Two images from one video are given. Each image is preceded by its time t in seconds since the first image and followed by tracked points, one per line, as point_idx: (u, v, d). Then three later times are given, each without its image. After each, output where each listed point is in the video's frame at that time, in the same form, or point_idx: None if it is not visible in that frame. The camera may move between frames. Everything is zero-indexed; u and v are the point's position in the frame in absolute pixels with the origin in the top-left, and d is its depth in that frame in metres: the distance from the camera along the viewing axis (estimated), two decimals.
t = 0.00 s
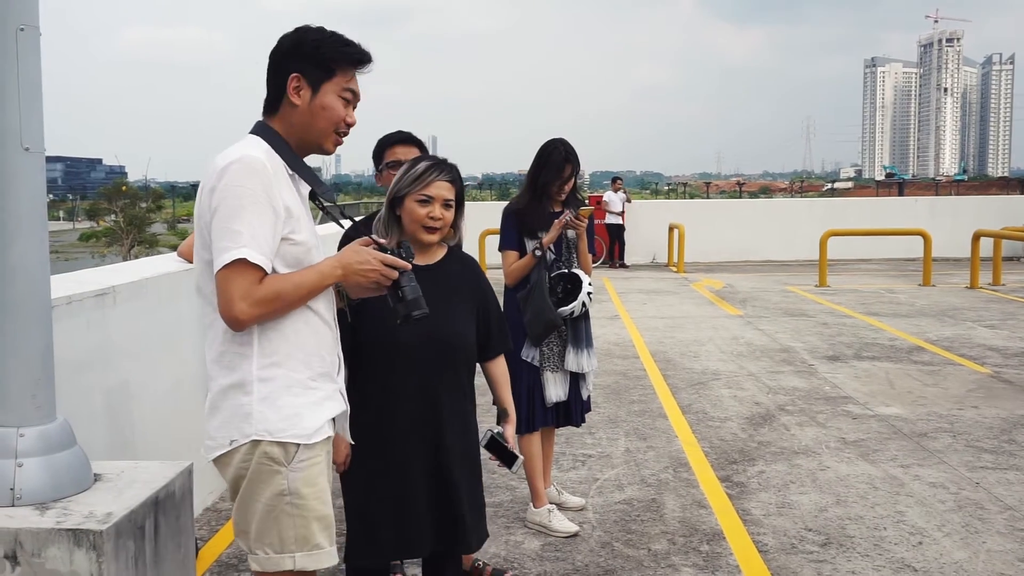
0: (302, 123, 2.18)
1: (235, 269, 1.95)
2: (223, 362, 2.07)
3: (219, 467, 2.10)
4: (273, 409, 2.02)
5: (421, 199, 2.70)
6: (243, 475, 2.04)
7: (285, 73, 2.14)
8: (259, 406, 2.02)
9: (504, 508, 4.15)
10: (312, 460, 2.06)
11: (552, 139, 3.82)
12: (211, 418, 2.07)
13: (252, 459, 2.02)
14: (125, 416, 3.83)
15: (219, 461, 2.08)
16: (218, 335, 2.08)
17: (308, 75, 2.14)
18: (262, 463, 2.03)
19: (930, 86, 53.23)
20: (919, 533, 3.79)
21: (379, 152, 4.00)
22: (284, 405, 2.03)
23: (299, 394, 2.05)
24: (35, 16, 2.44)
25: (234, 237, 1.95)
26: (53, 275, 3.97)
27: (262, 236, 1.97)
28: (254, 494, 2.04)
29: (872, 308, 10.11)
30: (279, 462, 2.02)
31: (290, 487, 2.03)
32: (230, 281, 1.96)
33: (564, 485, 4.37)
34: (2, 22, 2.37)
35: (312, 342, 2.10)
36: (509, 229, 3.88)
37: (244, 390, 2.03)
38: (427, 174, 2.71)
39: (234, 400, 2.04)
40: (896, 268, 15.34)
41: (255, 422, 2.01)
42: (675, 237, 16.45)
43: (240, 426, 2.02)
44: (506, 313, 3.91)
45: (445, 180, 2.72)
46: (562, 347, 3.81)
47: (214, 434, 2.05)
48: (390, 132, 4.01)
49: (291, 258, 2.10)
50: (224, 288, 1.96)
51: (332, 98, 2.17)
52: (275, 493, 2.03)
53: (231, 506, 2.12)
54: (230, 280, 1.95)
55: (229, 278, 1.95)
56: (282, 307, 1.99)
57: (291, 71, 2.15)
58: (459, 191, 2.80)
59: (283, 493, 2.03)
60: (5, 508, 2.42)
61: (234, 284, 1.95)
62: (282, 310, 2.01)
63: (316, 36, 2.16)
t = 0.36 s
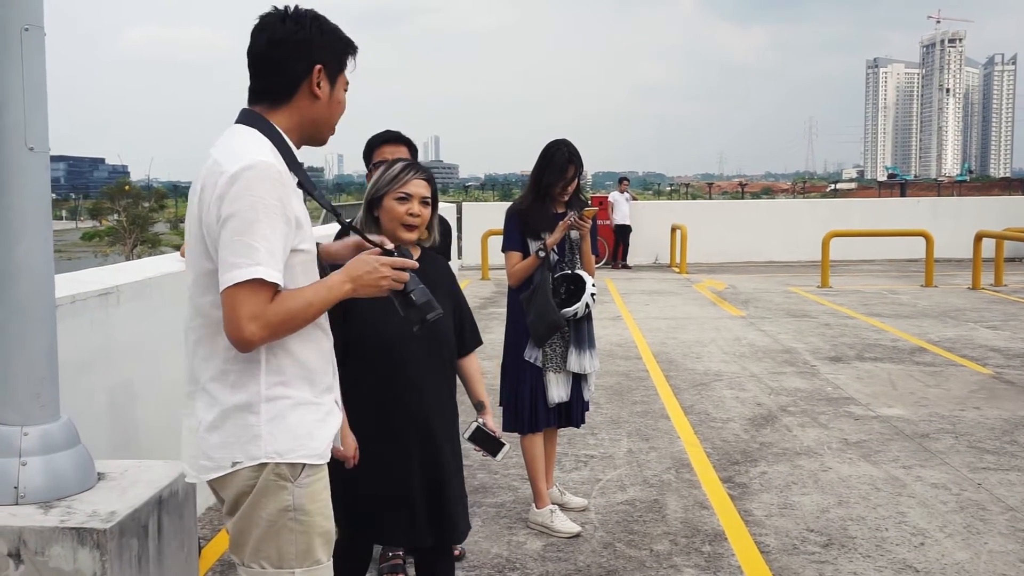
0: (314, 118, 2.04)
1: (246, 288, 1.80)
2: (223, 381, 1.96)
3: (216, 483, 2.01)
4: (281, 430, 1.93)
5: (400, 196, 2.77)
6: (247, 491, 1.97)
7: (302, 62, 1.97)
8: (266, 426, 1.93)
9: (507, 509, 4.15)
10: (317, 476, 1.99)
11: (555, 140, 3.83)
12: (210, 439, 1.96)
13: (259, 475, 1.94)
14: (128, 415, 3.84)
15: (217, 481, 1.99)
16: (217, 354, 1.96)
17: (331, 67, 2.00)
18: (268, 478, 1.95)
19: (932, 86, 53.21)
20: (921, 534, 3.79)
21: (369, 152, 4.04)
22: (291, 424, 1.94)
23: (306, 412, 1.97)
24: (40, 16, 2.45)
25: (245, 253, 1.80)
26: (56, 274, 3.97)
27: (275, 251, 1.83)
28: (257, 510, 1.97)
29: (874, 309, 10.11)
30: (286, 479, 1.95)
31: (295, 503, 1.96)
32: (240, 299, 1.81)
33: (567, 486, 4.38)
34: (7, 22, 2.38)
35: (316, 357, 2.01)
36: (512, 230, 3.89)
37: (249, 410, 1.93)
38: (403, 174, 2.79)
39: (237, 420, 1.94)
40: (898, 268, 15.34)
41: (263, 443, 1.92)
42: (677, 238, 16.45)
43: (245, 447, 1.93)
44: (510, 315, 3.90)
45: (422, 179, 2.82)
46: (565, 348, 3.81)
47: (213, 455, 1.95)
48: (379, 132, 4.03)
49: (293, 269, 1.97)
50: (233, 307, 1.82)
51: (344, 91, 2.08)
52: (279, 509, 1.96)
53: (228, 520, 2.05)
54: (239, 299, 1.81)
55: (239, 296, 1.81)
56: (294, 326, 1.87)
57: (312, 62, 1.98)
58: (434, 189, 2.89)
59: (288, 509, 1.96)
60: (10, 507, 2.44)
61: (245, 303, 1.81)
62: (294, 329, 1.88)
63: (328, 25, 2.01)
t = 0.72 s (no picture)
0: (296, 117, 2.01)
1: (289, 299, 1.80)
2: (236, 392, 1.92)
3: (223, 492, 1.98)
4: (300, 437, 1.94)
5: (366, 204, 2.90)
6: (261, 499, 1.96)
7: (281, 61, 1.92)
8: (286, 435, 1.93)
9: (515, 513, 4.16)
10: (330, 479, 2.01)
11: (563, 144, 3.84)
12: (225, 449, 1.94)
13: (275, 481, 1.94)
14: (138, 418, 3.86)
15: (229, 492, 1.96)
16: (224, 363, 1.92)
17: (311, 64, 1.97)
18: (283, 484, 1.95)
19: (940, 91, 53.12)
20: (929, 539, 3.78)
21: (390, 155, 4.02)
22: (308, 432, 1.95)
23: (319, 417, 1.97)
24: (51, 21, 2.47)
25: (285, 262, 1.80)
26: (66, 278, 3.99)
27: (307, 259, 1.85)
28: (272, 516, 1.96)
29: (881, 313, 10.10)
30: (302, 482, 1.96)
31: (311, 506, 1.97)
32: (281, 311, 1.81)
33: (575, 490, 4.38)
34: (19, 27, 2.40)
35: (323, 359, 2.02)
36: (521, 234, 3.90)
37: (267, 421, 1.92)
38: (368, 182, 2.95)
39: (253, 430, 1.93)
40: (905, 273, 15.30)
41: (283, 452, 1.92)
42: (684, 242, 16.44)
43: (264, 456, 1.92)
44: (517, 319, 3.90)
45: (387, 185, 2.99)
46: (572, 352, 3.83)
47: (230, 465, 1.93)
48: (401, 135, 4.03)
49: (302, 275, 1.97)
50: (275, 319, 1.80)
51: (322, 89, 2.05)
52: (294, 514, 1.97)
53: (236, 530, 2.02)
54: (283, 311, 1.80)
55: (281, 308, 1.80)
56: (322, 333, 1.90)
57: (292, 62, 1.93)
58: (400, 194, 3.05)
59: (303, 512, 1.97)
60: (20, 509, 2.46)
61: (288, 315, 1.81)
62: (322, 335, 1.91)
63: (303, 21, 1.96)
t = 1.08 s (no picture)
0: (288, 137, 2.05)
1: (280, 293, 1.82)
2: (225, 396, 1.94)
3: (234, 506, 1.99)
4: (292, 439, 1.97)
5: (373, 208, 3.00)
6: (277, 511, 1.98)
7: (281, 79, 1.98)
8: (280, 437, 1.96)
9: (537, 516, 4.15)
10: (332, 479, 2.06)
11: (584, 147, 3.84)
12: (219, 453, 1.95)
13: (288, 491, 1.97)
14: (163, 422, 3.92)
15: (234, 499, 1.98)
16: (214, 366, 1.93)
17: (308, 85, 2.03)
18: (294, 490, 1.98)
19: (965, 91, 52.51)
20: (958, 544, 3.73)
21: (432, 157, 4.05)
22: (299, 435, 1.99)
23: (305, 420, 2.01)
24: (76, 30, 2.74)
25: (280, 256, 1.83)
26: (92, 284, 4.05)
27: (303, 254, 1.88)
28: (291, 523, 1.99)
29: (908, 316, 9.99)
30: (311, 485, 2.00)
31: (327, 504, 2.01)
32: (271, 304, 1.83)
33: (598, 493, 4.37)
34: (48, 38, 2.67)
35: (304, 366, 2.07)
36: (543, 237, 3.90)
37: (257, 424, 1.94)
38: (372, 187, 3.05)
39: (245, 435, 1.95)
40: (931, 275, 15.12)
41: (275, 455, 1.95)
42: (706, 244, 16.36)
43: (257, 462, 1.94)
44: (539, 322, 3.90)
45: (391, 188, 3.06)
46: (595, 354, 3.82)
47: (227, 472, 1.95)
48: (443, 141, 4.06)
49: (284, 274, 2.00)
50: (265, 311, 1.82)
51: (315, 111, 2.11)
52: (314, 516, 2.00)
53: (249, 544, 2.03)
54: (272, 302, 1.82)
55: (271, 301, 1.82)
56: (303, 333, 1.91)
57: (291, 79, 1.99)
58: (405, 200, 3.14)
59: (321, 512, 2.01)
60: (50, 512, 2.68)
61: (278, 308, 1.83)
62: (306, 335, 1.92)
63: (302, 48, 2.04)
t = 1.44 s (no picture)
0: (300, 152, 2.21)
1: (340, 258, 1.96)
2: (263, 377, 2.04)
3: (242, 500, 2.04)
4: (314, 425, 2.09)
5: (401, 203, 3.17)
6: (283, 507, 2.05)
7: (306, 96, 2.16)
8: (305, 423, 2.08)
9: (552, 515, 4.15)
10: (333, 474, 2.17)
11: (600, 145, 3.83)
12: (245, 434, 2.03)
13: (296, 482, 2.06)
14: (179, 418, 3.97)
15: (244, 490, 2.03)
16: (252, 347, 2.03)
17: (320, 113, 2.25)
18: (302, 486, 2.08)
19: (985, 89, 52.00)
20: (976, 546, 3.70)
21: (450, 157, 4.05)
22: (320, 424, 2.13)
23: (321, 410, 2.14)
24: (97, 29, 2.76)
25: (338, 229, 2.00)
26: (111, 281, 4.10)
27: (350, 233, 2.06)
28: (295, 522, 2.05)
29: (926, 316, 9.90)
30: (321, 482, 2.10)
31: (332, 503, 2.11)
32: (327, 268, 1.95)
33: (613, 493, 4.36)
34: (69, 36, 2.70)
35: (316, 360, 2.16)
36: (557, 236, 3.89)
37: (290, 405, 2.06)
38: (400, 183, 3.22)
39: (274, 417, 2.05)
40: (950, 275, 14.98)
41: (301, 439, 2.06)
42: (722, 244, 16.28)
43: (282, 445, 2.04)
44: (554, 320, 3.90)
45: (417, 184, 3.24)
46: (610, 354, 3.82)
47: (251, 455, 2.03)
48: (462, 141, 4.06)
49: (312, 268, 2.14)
50: (322, 272, 1.94)
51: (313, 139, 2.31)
52: (320, 514, 2.08)
53: (247, 548, 2.06)
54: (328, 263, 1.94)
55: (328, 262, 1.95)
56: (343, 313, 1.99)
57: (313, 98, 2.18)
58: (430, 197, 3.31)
59: (327, 511, 2.10)
60: (68, 507, 2.72)
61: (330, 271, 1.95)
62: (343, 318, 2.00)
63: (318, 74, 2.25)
